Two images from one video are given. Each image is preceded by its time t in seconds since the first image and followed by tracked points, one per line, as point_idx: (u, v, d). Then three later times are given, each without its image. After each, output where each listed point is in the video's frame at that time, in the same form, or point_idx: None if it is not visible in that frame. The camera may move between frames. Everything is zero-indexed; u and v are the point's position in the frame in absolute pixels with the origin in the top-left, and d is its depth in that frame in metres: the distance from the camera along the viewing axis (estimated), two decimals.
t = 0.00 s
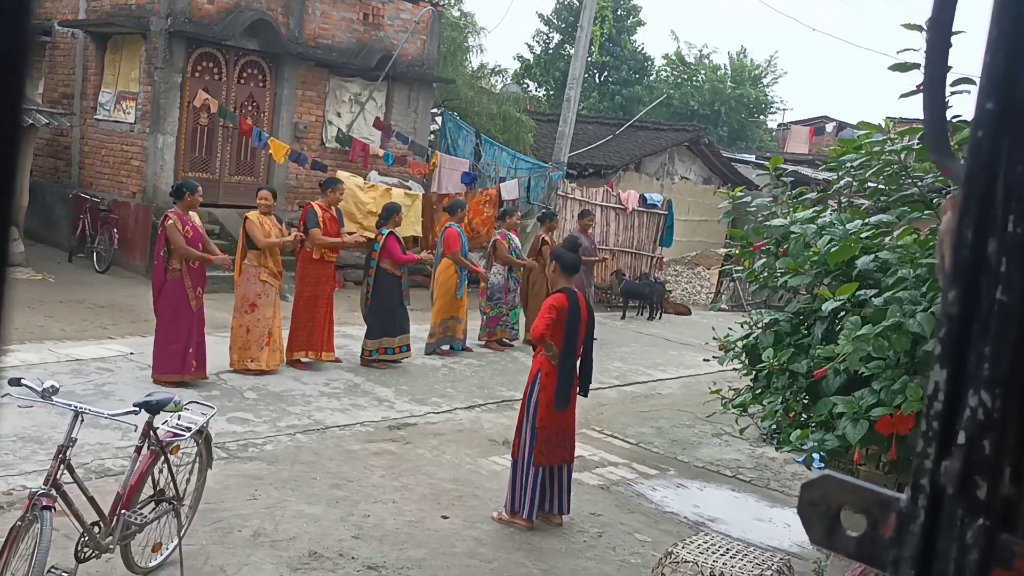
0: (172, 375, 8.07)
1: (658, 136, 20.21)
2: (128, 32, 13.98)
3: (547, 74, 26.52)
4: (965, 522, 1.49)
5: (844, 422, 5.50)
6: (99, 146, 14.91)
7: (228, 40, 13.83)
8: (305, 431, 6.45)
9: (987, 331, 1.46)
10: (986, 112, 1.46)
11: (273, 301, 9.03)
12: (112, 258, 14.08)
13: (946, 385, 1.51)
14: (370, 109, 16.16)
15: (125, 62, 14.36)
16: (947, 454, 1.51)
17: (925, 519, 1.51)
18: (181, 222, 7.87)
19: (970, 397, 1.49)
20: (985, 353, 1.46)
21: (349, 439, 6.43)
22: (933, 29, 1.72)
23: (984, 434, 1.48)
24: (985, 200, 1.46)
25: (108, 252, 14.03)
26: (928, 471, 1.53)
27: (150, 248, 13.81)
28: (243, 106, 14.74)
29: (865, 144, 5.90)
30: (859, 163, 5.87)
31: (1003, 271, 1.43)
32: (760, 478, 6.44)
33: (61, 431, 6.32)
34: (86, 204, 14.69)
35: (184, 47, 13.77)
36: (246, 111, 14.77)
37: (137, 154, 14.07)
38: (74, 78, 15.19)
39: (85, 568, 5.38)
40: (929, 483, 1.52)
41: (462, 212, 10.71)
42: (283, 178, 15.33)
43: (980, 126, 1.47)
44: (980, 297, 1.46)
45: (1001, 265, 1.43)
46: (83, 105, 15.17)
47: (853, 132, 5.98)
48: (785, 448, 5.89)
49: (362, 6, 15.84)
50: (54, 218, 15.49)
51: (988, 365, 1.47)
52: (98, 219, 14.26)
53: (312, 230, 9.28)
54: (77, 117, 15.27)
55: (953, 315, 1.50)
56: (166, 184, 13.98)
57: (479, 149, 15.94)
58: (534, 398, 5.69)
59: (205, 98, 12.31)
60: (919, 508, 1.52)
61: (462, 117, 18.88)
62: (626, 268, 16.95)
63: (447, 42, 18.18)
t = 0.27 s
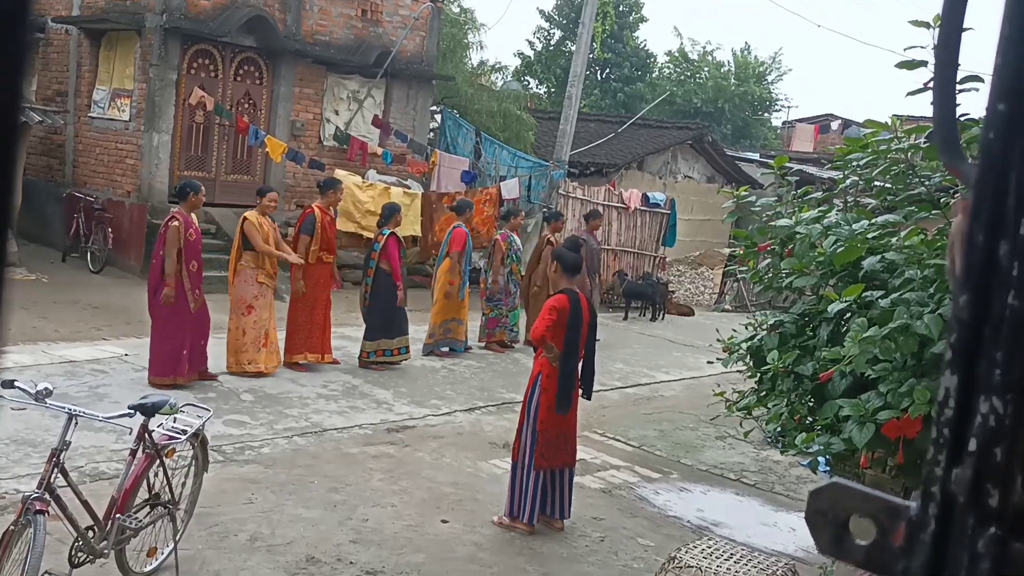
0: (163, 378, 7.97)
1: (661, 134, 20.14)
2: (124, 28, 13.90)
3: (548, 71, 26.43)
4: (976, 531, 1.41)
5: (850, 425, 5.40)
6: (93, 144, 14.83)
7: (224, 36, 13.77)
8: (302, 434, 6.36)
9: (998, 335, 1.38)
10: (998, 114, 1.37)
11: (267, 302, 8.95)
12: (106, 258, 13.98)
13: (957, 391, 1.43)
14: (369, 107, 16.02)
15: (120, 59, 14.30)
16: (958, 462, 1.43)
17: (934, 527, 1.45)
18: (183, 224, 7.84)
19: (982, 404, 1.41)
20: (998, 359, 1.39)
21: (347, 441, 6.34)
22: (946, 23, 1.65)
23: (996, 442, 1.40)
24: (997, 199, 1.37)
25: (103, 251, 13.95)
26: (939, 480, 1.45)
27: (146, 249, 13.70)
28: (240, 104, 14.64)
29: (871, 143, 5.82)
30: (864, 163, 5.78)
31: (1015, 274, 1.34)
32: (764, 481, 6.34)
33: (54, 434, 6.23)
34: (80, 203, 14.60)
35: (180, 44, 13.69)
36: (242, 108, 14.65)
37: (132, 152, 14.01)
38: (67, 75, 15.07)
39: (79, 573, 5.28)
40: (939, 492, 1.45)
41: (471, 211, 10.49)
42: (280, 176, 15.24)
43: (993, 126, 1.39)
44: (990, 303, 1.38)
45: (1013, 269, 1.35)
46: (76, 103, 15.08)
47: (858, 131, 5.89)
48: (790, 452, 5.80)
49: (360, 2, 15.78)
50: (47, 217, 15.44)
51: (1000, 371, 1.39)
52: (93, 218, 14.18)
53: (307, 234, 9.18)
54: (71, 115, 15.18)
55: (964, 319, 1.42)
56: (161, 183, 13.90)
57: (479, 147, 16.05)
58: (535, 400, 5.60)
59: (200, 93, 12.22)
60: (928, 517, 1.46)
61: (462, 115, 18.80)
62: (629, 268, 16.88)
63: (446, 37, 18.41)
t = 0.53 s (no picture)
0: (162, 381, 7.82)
1: (666, 131, 19.95)
2: (114, 22, 13.80)
3: (550, 66, 26.27)
4: (990, 543, 1.43)
5: (860, 431, 5.24)
6: (83, 141, 14.67)
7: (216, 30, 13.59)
8: (297, 438, 6.20)
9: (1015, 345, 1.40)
10: (1013, 115, 1.39)
11: (256, 302, 8.79)
12: (96, 257, 13.98)
13: (972, 399, 1.44)
14: (365, 102, 15.94)
15: (110, 54, 14.22)
16: (972, 473, 1.44)
17: (948, 539, 1.43)
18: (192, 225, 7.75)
19: (997, 413, 1.42)
20: (1013, 367, 1.40)
21: (342, 446, 6.18)
22: (958, 17, 1.56)
23: (1012, 451, 1.41)
24: (1016, 202, 1.38)
25: (91, 251, 13.93)
26: (952, 491, 1.45)
27: (137, 248, 13.67)
28: (234, 99, 14.49)
29: (881, 139, 5.66)
30: (875, 160, 5.62)
31: None
32: (772, 487, 6.18)
33: (42, 438, 6.09)
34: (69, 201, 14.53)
35: (171, 37, 13.52)
36: (236, 104, 14.52)
37: (122, 149, 13.83)
38: (55, 71, 14.92)
39: None
40: (954, 502, 1.44)
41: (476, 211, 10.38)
42: (274, 174, 15.13)
43: (1008, 129, 1.40)
44: (1008, 310, 1.40)
45: None
46: (64, 98, 14.92)
47: (868, 128, 5.73)
48: (798, 457, 5.65)
49: None
50: (35, 214, 15.40)
51: (1015, 379, 1.40)
52: (82, 216, 14.18)
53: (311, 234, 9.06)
54: (60, 111, 15.03)
55: (978, 325, 1.45)
56: (152, 180, 13.73)
57: (478, 144, 15.72)
58: (536, 404, 5.47)
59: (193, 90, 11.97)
60: (942, 529, 1.44)
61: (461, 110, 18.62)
62: (631, 268, 16.76)
63: (445, 31, 18.36)
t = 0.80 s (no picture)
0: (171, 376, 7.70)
1: (669, 126, 19.78)
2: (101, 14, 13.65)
3: (550, 60, 26.09)
4: (1008, 547, 1.41)
5: (869, 434, 5.08)
6: (66, 136, 14.48)
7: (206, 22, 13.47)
8: (289, 443, 6.03)
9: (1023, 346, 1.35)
10: None
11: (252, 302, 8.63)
12: (81, 257, 13.75)
13: (987, 401, 1.39)
14: (359, 97, 15.80)
15: (94, 47, 14.04)
16: (988, 476, 1.41)
17: (963, 544, 1.45)
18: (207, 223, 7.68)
19: (1014, 414, 1.36)
20: None
21: (336, 451, 6.01)
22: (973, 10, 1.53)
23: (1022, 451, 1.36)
24: None
25: (77, 250, 13.72)
26: (968, 494, 1.44)
27: (125, 248, 13.51)
28: (223, 94, 14.31)
29: (892, 135, 5.51)
30: (885, 156, 5.46)
31: None
32: (778, 493, 6.01)
33: (26, 443, 5.92)
34: (55, 198, 14.34)
35: (159, 29, 13.36)
36: (225, 98, 14.33)
37: (107, 145, 13.60)
38: (42, 64, 14.82)
39: None
40: (970, 505, 1.43)
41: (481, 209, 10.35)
42: (265, 171, 14.86)
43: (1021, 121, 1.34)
44: None
45: None
46: (50, 92, 14.76)
47: (878, 123, 5.58)
48: (806, 462, 5.48)
49: None
50: (18, 211, 15.25)
51: None
52: (67, 214, 14.00)
53: (322, 235, 8.88)
54: (44, 105, 14.87)
55: (995, 323, 1.38)
56: (139, 177, 13.55)
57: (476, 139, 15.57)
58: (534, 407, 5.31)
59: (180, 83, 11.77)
60: (958, 533, 1.46)
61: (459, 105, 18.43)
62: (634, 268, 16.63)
63: (441, 24, 18.20)
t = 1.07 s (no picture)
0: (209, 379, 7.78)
1: (675, 118, 19.49)
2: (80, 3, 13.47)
3: (549, 50, 25.77)
4: None
5: (882, 441, 4.85)
6: (44, 128, 14.32)
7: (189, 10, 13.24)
8: (276, 450, 5.78)
9: None
10: None
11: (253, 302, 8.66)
12: (58, 256, 13.35)
13: (1003, 407, 1.38)
14: (349, 89, 15.39)
15: (72, 35, 13.86)
16: (1004, 487, 1.39)
17: (977, 558, 1.44)
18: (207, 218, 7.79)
19: None
20: None
21: (325, 459, 5.76)
22: None
23: None
24: None
25: (54, 249, 13.31)
26: (983, 504, 1.42)
27: (102, 246, 13.20)
28: (208, 85, 14.04)
29: (906, 128, 5.27)
30: (899, 150, 5.22)
31: None
32: (788, 503, 5.77)
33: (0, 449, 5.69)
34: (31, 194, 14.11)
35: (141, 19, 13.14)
36: (210, 89, 14.06)
37: (86, 138, 13.42)
38: (18, 55, 14.61)
39: None
40: (985, 516, 1.42)
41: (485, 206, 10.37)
42: (252, 165, 14.55)
43: None
44: None
45: None
46: (27, 84, 14.58)
47: (892, 115, 5.35)
48: (817, 470, 5.24)
49: None
50: None
51: None
52: (44, 212, 13.69)
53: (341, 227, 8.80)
54: (21, 98, 14.69)
55: (1010, 323, 1.37)
56: (121, 172, 13.26)
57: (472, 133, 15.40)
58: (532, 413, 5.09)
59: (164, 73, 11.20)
60: (972, 546, 1.45)
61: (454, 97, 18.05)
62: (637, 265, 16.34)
63: (435, 13, 17.59)
